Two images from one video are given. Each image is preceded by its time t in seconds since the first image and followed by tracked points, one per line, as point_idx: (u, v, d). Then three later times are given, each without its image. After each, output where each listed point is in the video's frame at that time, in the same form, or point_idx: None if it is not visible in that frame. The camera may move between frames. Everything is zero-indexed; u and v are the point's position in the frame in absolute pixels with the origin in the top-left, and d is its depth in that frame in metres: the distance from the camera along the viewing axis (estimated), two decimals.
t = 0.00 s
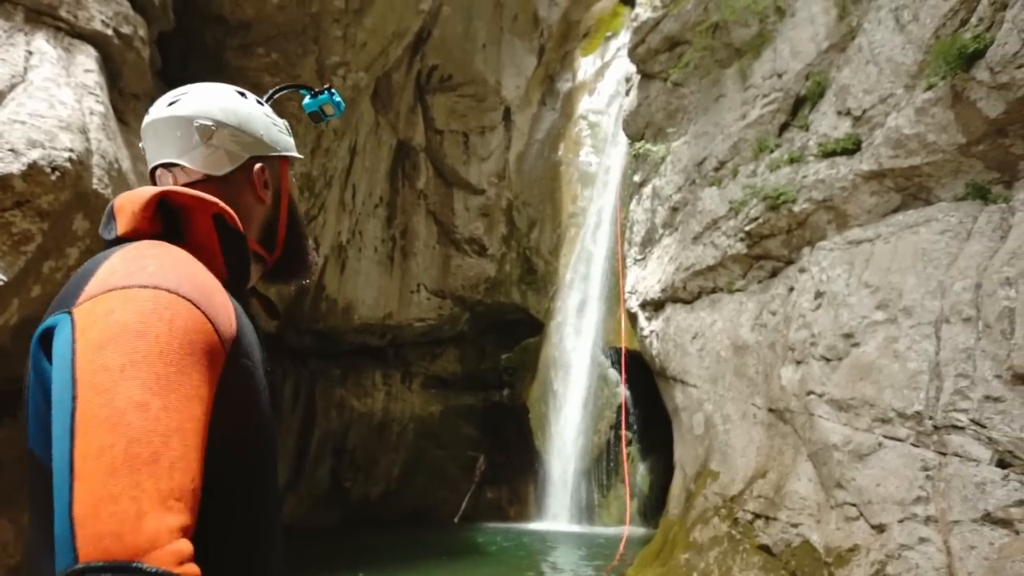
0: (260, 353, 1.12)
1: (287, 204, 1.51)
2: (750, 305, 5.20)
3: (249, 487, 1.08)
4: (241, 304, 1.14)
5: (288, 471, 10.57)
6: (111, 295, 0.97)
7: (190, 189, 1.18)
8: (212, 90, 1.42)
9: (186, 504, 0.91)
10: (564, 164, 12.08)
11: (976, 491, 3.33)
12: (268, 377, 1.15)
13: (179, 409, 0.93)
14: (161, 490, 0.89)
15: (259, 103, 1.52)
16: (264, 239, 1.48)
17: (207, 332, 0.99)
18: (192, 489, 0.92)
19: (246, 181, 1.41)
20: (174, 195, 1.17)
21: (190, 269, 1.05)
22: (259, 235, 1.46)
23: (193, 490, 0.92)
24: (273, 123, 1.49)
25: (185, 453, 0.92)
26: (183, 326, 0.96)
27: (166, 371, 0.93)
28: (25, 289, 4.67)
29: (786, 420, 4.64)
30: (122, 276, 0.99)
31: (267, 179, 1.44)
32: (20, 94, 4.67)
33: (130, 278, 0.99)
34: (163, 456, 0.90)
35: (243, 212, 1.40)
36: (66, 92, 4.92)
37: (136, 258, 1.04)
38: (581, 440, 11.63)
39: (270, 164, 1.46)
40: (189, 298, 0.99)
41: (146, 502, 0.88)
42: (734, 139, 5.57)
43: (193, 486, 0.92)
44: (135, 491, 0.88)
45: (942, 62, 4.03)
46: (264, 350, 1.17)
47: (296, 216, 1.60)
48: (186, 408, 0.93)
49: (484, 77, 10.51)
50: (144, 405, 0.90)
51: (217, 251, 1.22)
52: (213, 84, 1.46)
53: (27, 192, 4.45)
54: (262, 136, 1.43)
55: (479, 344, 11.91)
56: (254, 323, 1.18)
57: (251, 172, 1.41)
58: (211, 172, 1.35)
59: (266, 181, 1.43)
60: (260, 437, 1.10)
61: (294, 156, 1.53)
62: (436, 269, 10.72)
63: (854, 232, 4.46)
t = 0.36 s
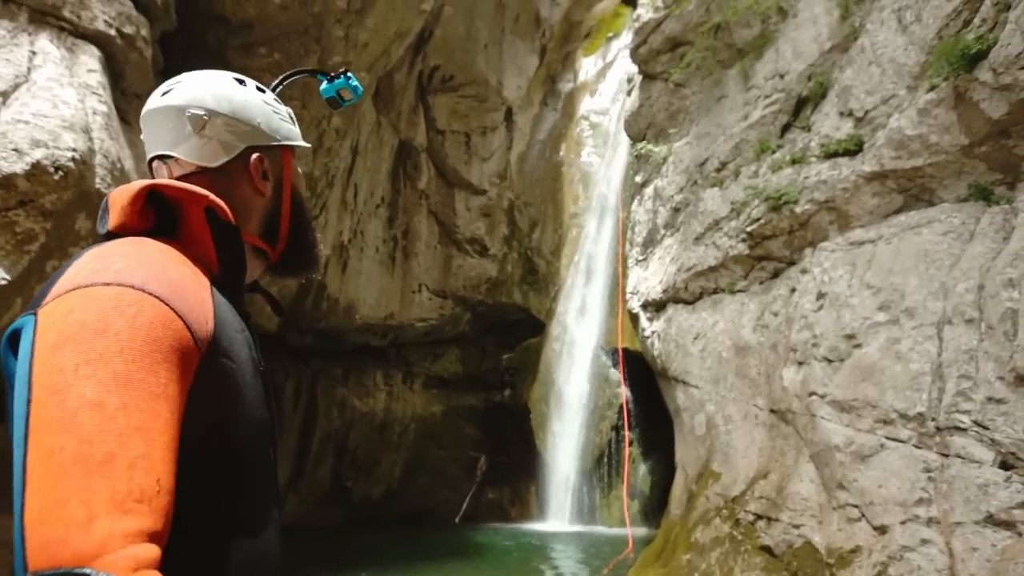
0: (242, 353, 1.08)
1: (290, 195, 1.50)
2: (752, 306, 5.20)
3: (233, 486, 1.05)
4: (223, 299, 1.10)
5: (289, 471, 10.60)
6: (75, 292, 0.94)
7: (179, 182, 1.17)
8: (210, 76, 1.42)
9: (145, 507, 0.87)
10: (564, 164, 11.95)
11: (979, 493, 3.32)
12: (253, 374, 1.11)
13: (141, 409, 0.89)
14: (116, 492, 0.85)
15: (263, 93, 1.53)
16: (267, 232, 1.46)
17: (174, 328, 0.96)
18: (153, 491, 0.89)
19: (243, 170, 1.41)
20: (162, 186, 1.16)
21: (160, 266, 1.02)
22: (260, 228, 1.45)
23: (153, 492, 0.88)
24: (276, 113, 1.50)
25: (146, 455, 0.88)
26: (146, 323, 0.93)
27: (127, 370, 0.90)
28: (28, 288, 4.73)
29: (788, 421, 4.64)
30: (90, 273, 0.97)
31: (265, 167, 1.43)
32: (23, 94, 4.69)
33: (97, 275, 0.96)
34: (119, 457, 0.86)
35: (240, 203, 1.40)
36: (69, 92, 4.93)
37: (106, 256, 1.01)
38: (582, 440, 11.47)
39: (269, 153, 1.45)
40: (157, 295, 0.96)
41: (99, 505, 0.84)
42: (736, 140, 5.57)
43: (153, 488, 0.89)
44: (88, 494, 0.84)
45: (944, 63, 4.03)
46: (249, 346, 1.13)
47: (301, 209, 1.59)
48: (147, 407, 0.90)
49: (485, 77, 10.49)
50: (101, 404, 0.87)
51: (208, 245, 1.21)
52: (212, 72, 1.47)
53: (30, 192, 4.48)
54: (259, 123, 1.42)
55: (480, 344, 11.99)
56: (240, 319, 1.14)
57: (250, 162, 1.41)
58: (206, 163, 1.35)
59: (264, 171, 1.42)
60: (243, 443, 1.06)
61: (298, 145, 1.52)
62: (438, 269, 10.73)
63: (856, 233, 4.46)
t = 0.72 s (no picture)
0: (238, 350, 1.19)
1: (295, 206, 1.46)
2: (765, 304, 5.16)
3: (227, 472, 1.16)
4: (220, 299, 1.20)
5: (302, 470, 10.66)
6: (62, 288, 1.03)
7: (176, 175, 1.23)
8: (238, 82, 1.51)
9: (106, 513, 0.95)
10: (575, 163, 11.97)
11: (998, 493, 3.28)
12: (249, 370, 1.22)
13: (109, 408, 0.97)
14: (80, 499, 0.93)
15: (290, 99, 1.55)
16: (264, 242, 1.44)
17: (152, 327, 1.03)
18: (117, 496, 0.96)
19: (239, 171, 1.42)
20: (159, 177, 1.22)
21: (148, 263, 1.10)
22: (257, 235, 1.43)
23: (118, 496, 0.96)
24: (288, 118, 1.49)
25: (111, 455, 0.96)
26: (124, 320, 1.01)
27: (100, 370, 0.97)
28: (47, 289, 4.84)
29: (802, 420, 4.60)
30: (77, 271, 1.06)
31: (258, 171, 1.43)
32: (41, 98, 4.75)
33: (83, 273, 1.05)
34: (84, 461, 0.94)
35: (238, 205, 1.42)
36: (86, 96, 4.98)
37: (101, 250, 1.11)
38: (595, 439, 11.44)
39: (272, 161, 1.45)
40: (140, 293, 1.04)
41: (60, 509, 0.92)
42: (747, 137, 5.53)
43: (120, 492, 0.96)
44: (49, 498, 0.92)
45: (960, 57, 3.97)
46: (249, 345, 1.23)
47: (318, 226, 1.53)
48: (118, 411, 0.97)
49: (495, 77, 10.49)
50: (70, 404, 0.95)
51: (208, 235, 1.28)
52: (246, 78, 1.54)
53: (48, 194, 4.53)
54: (263, 129, 1.45)
55: (491, 342, 11.89)
56: (241, 317, 1.25)
57: (244, 160, 1.42)
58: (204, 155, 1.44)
59: (252, 170, 1.42)
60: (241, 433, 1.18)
61: (309, 152, 1.49)
62: (449, 269, 10.72)
63: (871, 230, 4.42)
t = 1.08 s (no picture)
0: (212, 350, 1.32)
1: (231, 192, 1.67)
2: (772, 298, 5.15)
3: (201, 464, 1.29)
4: (195, 300, 1.35)
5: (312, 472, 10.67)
6: (33, 280, 1.16)
7: (167, 180, 1.49)
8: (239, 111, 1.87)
9: (39, 481, 1.02)
10: (579, 160, 11.85)
11: (1012, 483, 3.25)
12: (227, 369, 1.34)
13: (55, 383, 1.06)
14: (11, 465, 1.01)
15: (254, 98, 1.79)
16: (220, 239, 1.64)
17: (104, 313, 1.14)
18: (52, 466, 1.03)
19: (217, 179, 1.79)
20: (153, 183, 1.47)
21: (114, 259, 1.23)
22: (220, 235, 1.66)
23: (53, 467, 1.04)
24: (238, 117, 1.76)
25: (50, 426, 1.03)
26: (80, 304, 1.12)
27: (51, 347, 1.07)
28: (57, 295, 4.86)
29: (812, 413, 4.58)
30: (49, 266, 1.19)
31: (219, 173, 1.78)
32: (47, 107, 4.76)
33: (53, 266, 1.18)
34: (21, 429, 1.02)
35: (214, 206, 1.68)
36: (91, 103, 4.99)
37: (80, 249, 1.24)
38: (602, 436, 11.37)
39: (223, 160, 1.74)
40: (101, 283, 1.16)
41: None
42: (752, 130, 5.51)
43: (55, 464, 1.04)
44: None
45: (965, 45, 3.93)
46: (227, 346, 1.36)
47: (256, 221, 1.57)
48: (61, 387, 1.06)
49: (497, 75, 10.52)
50: (14, 378, 1.04)
51: (203, 237, 1.51)
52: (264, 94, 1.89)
53: (56, 202, 4.54)
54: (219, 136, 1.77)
55: (497, 342, 11.99)
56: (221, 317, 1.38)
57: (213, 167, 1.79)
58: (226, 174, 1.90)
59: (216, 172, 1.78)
60: (217, 428, 1.31)
61: (241, 139, 1.70)
62: (454, 268, 10.74)
63: (877, 221, 4.40)
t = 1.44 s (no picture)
0: (217, 359, 1.49)
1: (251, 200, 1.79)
2: (784, 295, 5.10)
3: (208, 465, 1.45)
4: (206, 307, 1.53)
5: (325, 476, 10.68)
6: (50, 293, 1.31)
7: (194, 190, 1.75)
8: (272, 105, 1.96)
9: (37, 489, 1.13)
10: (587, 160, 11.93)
11: None
12: (232, 377, 1.51)
13: (60, 394, 1.18)
14: (9, 474, 1.11)
15: (279, 106, 1.86)
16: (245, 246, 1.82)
17: (108, 325, 1.28)
18: (50, 474, 1.15)
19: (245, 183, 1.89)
20: (182, 195, 1.74)
21: (121, 271, 1.38)
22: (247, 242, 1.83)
23: (52, 475, 1.15)
24: (260, 125, 1.83)
25: (49, 438, 1.15)
26: (86, 317, 1.26)
27: (57, 361, 1.21)
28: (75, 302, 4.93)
29: (827, 411, 4.54)
30: (65, 279, 1.34)
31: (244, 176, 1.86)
32: (60, 115, 4.79)
33: (68, 279, 1.33)
34: (19, 440, 1.13)
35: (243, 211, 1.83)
36: (103, 111, 5.02)
37: (95, 260, 1.40)
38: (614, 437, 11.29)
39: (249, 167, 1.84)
40: (108, 295, 1.31)
41: None
42: (762, 127, 5.47)
43: (53, 472, 1.15)
44: None
45: (979, 36, 3.88)
46: (237, 357, 1.53)
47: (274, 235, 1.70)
48: (63, 398, 1.18)
49: (503, 77, 10.50)
50: (19, 391, 1.16)
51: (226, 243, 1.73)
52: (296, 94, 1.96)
53: (70, 210, 4.55)
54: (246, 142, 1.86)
55: (509, 343, 11.95)
56: (230, 323, 1.55)
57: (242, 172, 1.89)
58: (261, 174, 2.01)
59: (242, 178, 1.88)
60: (221, 432, 1.47)
61: (261, 152, 1.78)
62: (464, 270, 10.71)
63: (891, 216, 4.35)
